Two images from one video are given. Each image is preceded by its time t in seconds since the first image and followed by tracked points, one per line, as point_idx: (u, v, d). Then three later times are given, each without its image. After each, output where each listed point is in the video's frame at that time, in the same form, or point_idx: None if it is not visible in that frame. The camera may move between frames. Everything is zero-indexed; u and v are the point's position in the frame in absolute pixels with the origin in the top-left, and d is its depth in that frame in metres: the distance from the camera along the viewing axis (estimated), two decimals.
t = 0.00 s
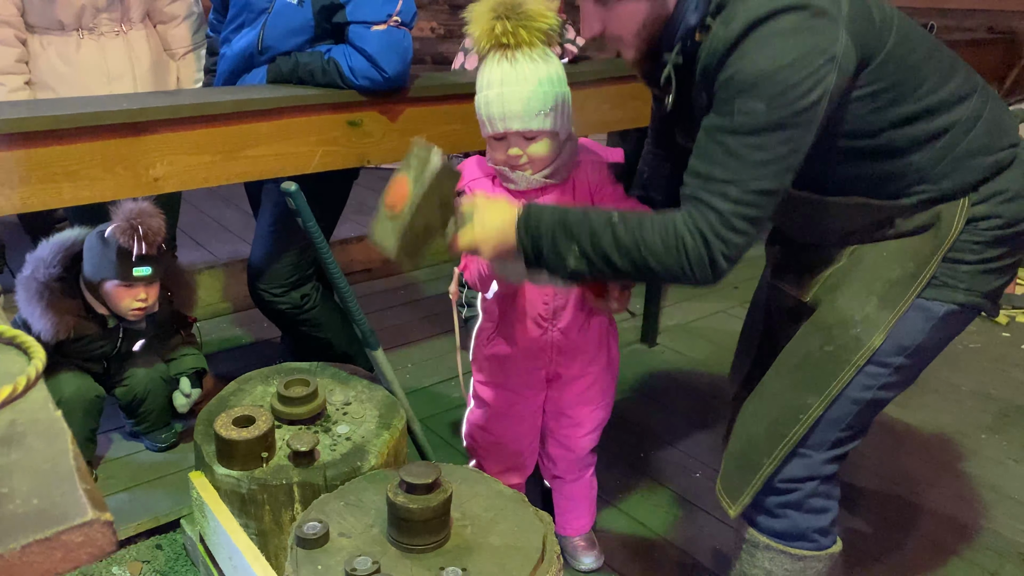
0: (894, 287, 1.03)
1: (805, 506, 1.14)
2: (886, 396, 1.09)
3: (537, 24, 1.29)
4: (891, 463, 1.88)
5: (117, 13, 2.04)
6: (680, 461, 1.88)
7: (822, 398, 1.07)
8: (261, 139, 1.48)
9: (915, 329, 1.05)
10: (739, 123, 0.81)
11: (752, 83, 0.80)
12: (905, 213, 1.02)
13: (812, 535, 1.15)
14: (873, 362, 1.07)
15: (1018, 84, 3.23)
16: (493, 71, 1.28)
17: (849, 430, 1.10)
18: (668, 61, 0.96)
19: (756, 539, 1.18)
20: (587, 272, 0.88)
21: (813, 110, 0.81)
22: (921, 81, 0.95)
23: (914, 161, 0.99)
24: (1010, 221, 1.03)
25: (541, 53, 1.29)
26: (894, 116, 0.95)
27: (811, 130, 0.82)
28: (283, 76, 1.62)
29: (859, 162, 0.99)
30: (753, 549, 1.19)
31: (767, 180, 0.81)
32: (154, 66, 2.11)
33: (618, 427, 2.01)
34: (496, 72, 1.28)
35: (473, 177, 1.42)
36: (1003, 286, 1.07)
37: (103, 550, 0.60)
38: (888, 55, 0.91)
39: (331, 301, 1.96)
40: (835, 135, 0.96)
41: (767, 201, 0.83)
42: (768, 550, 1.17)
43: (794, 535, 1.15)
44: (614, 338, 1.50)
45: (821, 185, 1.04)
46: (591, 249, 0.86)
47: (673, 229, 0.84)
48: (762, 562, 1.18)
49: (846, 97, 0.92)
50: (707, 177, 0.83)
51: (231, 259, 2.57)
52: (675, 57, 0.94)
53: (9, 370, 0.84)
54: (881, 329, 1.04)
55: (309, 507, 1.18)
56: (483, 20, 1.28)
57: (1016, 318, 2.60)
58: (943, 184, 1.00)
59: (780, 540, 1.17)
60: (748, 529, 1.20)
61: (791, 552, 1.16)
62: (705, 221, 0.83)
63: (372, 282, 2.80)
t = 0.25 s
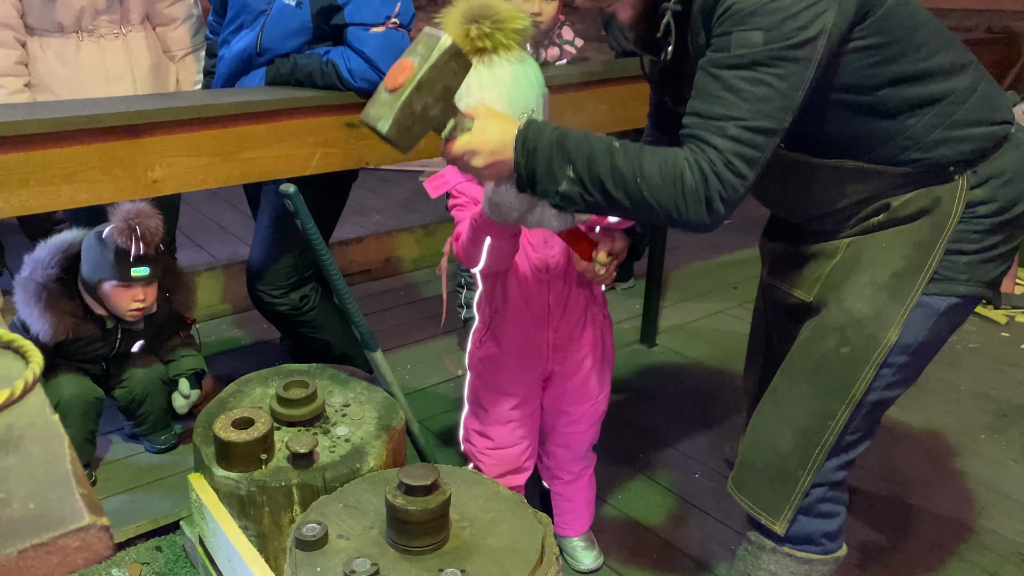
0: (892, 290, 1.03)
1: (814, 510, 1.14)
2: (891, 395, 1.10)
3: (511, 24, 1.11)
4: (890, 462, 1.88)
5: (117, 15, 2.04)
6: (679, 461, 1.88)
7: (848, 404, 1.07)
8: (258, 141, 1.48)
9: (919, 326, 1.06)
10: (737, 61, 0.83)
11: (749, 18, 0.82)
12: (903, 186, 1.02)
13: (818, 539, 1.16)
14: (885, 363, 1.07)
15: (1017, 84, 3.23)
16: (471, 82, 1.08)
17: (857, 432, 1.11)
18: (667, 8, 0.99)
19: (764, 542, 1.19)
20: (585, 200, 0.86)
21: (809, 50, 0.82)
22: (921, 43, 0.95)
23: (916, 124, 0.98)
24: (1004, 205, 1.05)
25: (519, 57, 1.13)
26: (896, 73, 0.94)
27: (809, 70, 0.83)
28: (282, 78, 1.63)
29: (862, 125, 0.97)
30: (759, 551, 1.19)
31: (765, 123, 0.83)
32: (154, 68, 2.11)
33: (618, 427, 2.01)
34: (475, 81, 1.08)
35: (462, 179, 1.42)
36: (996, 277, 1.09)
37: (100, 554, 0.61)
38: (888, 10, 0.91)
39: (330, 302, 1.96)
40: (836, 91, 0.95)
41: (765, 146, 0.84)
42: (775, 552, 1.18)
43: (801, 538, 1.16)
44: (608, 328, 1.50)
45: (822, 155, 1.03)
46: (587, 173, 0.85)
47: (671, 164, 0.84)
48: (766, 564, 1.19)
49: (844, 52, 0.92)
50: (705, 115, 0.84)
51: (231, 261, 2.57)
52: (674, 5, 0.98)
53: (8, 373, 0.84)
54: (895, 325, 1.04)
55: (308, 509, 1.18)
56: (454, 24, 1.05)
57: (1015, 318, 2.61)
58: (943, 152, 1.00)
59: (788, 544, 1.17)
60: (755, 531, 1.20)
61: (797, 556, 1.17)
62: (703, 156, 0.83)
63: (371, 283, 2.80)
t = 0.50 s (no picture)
0: (892, 293, 1.03)
1: (795, 513, 1.13)
2: (882, 404, 1.09)
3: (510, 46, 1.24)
4: (889, 462, 1.88)
5: (115, 15, 2.04)
6: (678, 461, 1.88)
7: (807, 409, 1.07)
8: (256, 141, 1.48)
9: (915, 339, 1.05)
10: (692, 203, 0.84)
11: (700, 165, 0.82)
12: (900, 241, 1.03)
13: (803, 542, 1.15)
14: (869, 369, 1.07)
15: (1015, 83, 3.23)
16: (466, 107, 1.26)
17: (842, 437, 1.10)
18: (633, 141, 0.95)
19: (747, 547, 1.18)
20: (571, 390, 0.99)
21: (763, 182, 0.83)
22: (886, 129, 0.95)
23: (891, 199, 0.99)
24: (1009, 231, 1.03)
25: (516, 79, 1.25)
26: (860, 165, 0.95)
27: (764, 198, 0.84)
28: (280, 77, 1.63)
29: (831, 209, 1.00)
30: (744, 556, 1.19)
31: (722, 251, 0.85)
32: (152, 68, 2.11)
33: (617, 427, 2.01)
34: (471, 105, 1.26)
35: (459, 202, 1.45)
36: (1005, 295, 1.07)
37: (93, 551, 0.60)
38: (850, 107, 0.91)
39: (329, 303, 1.95)
40: (802, 188, 0.97)
41: (729, 267, 0.87)
42: (760, 557, 1.17)
43: (785, 543, 1.15)
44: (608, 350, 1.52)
45: (799, 232, 1.06)
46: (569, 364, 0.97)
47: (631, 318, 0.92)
48: (753, 569, 1.19)
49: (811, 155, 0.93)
50: (667, 253, 0.88)
51: (229, 262, 2.56)
52: (639, 136, 0.94)
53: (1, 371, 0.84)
54: (872, 343, 1.04)
55: (306, 508, 1.18)
56: (455, 49, 1.21)
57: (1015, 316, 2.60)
58: (925, 213, 1.00)
59: (772, 549, 1.17)
60: (739, 536, 1.20)
61: (784, 561, 1.16)
62: (661, 297, 0.89)
63: (370, 283, 2.80)
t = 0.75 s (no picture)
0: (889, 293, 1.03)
1: (786, 511, 1.13)
2: (875, 405, 1.08)
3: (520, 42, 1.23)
4: (887, 461, 1.88)
5: (112, 15, 2.04)
6: (677, 460, 1.88)
7: (795, 407, 1.07)
8: (253, 140, 1.48)
9: (910, 341, 1.05)
10: (690, 205, 0.84)
11: (699, 166, 0.82)
12: (899, 242, 1.03)
13: (795, 541, 1.14)
14: (861, 369, 1.06)
15: (1014, 82, 3.23)
16: (474, 100, 1.26)
17: (833, 436, 1.09)
18: (636, 146, 0.95)
19: (739, 546, 1.18)
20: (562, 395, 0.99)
21: (760, 187, 0.83)
22: (886, 133, 0.96)
23: (890, 202, 0.99)
24: (1006, 236, 1.03)
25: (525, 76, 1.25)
26: (859, 169, 0.96)
27: (762, 203, 0.85)
28: (276, 77, 1.62)
29: (830, 212, 1.01)
30: (736, 555, 1.19)
31: (714, 254, 0.85)
32: (149, 67, 2.11)
33: (615, 427, 2.01)
34: (478, 99, 1.25)
35: (464, 199, 1.45)
36: (1000, 300, 1.07)
37: (83, 550, 0.61)
38: (850, 113, 0.92)
39: (327, 303, 1.95)
40: (801, 193, 0.98)
41: (723, 271, 0.87)
42: (753, 556, 1.17)
43: (776, 541, 1.15)
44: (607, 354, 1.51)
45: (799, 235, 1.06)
46: (560, 368, 0.96)
47: (616, 319, 0.91)
48: (746, 568, 1.18)
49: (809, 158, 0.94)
50: (661, 252, 0.87)
51: (228, 262, 2.56)
52: (642, 139, 0.94)
53: None
54: (865, 343, 1.04)
55: (303, 508, 1.17)
56: (462, 41, 1.21)
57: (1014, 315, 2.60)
58: (923, 218, 1.01)
59: (763, 547, 1.16)
60: (730, 534, 1.20)
61: (775, 559, 1.15)
62: (650, 296, 0.89)
63: (369, 283, 2.80)
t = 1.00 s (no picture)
0: (885, 292, 1.03)
1: (787, 509, 1.13)
2: (875, 402, 1.09)
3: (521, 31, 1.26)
4: (885, 462, 1.88)
5: (108, 16, 2.04)
6: (674, 461, 1.88)
7: (796, 405, 1.07)
8: (250, 141, 1.48)
9: (907, 338, 1.05)
10: (695, 197, 0.84)
11: (703, 159, 0.83)
12: (894, 238, 1.03)
13: (796, 539, 1.14)
14: (860, 367, 1.06)
15: (1011, 83, 3.24)
16: (475, 88, 1.26)
17: (834, 434, 1.10)
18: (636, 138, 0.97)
19: (740, 544, 1.18)
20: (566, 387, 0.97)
21: (766, 179, 0.83)
22: (887, 127, 0.97)
23: (890, 195, 1.00)
24: (1002, 231, 1.02)
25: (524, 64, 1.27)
26: (860, 163, 0.97)
27: (768, 196, 0.84)
28: (273, 79, 1.62)
29: (833, 206, 1.02)
30: (737, 554, 1.19)
31: (719, 248, 0.86)
32: (146, 69, 2.11)
33: (613, 428, 2.01)
34: (478, 86, 1.26)
35: (463, 192, 1.45)
36: (997, 296, 1.06)
37: (72, 552, 0.66)
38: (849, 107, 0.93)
39: (324, 304, 1.95)
40: (803, 185, 0.99)
41: (730, 264, 0.87)
42: (754, 555, 1.17)
43: (777, 539, 1.15)
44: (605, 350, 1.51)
45: (799, 226, 1.07)
46: (567, 363, 0.96)
47: (624, 318, 0.92)
48: (747, 566, 1.18)
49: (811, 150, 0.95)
50: (667, 246, 0.88)
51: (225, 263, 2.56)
52: (641, 132, 0.96)
53: None
54: (863, 340, 1.04)
55: (300, 510, 1.17)
56: (464, 32, 1.26)
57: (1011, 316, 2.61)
58: (923, 213, 1.01)
59: (764, 546, 1.16)
60: (730, 532, 1.20)
61: (776, 557, 1.15)
62: (657, 293, 0.90)
63: (367, 284, 2.80)
